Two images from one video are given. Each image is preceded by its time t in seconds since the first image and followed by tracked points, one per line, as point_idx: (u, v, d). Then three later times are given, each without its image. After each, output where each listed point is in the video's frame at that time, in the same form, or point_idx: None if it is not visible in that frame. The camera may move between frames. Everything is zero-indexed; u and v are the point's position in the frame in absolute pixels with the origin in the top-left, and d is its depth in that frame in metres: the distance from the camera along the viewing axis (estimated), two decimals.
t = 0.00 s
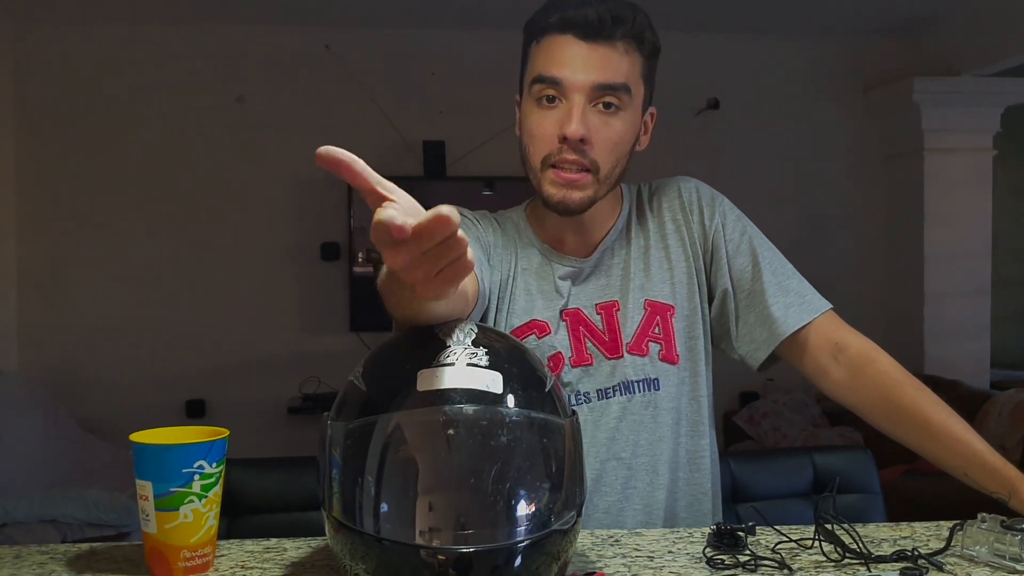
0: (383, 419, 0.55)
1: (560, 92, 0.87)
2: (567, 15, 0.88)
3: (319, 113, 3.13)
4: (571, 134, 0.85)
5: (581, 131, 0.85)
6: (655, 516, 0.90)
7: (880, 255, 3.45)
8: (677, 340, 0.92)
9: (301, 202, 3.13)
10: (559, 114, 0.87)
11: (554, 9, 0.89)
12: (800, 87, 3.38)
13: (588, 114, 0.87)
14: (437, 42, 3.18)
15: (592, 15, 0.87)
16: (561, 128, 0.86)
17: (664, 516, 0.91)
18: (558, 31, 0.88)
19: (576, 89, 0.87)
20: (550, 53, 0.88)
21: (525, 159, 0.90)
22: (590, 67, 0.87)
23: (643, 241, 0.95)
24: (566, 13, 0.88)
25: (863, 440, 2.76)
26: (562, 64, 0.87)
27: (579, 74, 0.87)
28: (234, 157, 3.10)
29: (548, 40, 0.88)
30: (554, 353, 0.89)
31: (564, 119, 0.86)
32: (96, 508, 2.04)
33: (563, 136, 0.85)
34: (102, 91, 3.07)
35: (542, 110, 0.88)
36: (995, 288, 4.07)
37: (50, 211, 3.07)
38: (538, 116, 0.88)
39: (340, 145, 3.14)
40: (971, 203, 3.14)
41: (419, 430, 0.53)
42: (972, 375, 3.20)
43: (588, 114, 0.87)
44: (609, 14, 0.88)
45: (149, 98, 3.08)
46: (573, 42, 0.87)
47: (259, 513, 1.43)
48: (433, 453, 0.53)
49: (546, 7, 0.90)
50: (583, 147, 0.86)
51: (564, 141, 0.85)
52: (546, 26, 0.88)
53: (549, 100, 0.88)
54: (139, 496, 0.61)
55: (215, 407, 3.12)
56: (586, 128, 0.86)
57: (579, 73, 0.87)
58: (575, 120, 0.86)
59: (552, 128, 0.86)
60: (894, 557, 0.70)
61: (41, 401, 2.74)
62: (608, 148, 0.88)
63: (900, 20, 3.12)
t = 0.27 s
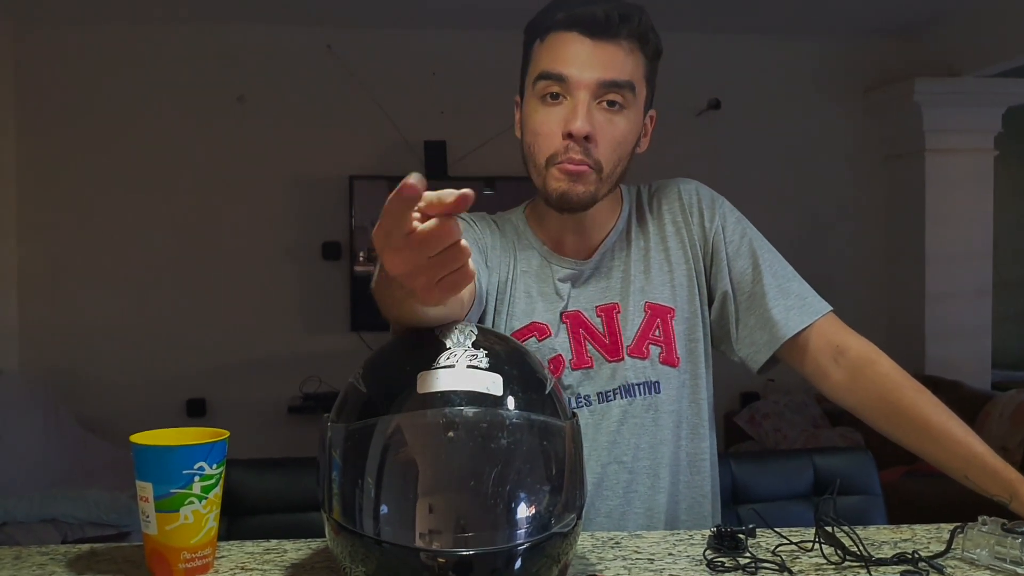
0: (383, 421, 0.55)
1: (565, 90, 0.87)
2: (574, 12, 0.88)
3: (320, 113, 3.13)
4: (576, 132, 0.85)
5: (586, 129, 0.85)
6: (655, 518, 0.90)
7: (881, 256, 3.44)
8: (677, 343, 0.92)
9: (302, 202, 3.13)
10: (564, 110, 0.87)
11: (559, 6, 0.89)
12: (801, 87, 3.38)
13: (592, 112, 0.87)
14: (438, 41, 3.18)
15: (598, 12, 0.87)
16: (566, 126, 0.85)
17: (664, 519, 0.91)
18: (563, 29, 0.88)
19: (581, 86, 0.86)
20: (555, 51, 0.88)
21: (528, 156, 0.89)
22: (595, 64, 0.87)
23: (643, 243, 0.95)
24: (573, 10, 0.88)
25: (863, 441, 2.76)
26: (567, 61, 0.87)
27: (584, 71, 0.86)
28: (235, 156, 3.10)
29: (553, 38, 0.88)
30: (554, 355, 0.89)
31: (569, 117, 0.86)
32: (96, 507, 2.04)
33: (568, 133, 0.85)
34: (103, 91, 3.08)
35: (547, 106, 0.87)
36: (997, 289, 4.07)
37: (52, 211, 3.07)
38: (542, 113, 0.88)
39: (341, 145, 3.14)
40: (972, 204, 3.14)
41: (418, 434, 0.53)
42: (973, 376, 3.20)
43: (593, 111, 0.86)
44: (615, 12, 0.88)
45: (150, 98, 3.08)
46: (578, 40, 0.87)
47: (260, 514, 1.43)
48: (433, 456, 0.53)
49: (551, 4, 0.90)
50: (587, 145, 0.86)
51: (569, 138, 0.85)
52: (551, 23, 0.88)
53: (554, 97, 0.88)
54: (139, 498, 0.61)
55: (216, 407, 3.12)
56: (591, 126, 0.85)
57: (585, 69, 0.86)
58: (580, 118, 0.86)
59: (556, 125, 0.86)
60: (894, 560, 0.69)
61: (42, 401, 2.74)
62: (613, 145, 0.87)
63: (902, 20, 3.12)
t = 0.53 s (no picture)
0: (381, 419, 0.55)
1: (570, 91, 0.87)
2: (584, 12, 0.88)
3: (321, 111, 3.13)
4: (580, 133, 0.84)
5: (590, 131, 0.85)
6: (652, 518, 0.90)
7: (882, 255, 3.44)
8: (675, 342, 0.92)
9: (303, 200, 3.13)
10: (568, 112, 0.86)
11: (568, 6, 0.89)
12: (802, 86, 3.37)
13: (597, 115, 0.87)
14: (439, 40, 3.18)
15: (608, 15, 0.87)
16: (570, 127, 0.85)
17: (661, 518, 0.91)
18: (571, 29, 0.88)
19: (587, 88, 0.87)
20: (562, 51, 0.88)
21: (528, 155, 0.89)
22: (602, 67, 0.87)
23: (642, 242, 0.95)
24: (583, 11, 0.88)
25: (863, 440, 2.76)
26: (573, 62, 0.87)
27: (591, 74, 0.87)
28: (236, 154, 3.10)
29: (561, 38, 0.88)
30: (551, 354, 0.89)
31: (574, 118, 0.86)
32: (96, 506, 2.04)
33: (572, 134, 0.85)
34: (104, 89, 3.07)
35: (551, 107, 0.87)
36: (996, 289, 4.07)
37: (52, 209, 3.07)
38: (546, 112, 0.87)
39: (341, 144, 3.14)
40: (972, 203, 3.14)
41: (416, 432, 0.53)
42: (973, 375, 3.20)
43: (597, 114, 0.86)
44: (625, 16, 0.88)
45: (150, 96, 3.08)
46: (586, 41, 0.87)
47: (258, 513, 1.43)
48: (430, 454, 0.53)
49: (559, 4, 0.90)
50: (590, 148, 0.85)
51: (572, 140, 0.85)
52: (559, 22, 0.88)
53: (559, 98, 0.87)
54: (138, 496, 0.61)
55: (216, 405, 3.13)
56: (595, 128, 0.85)
57: (592, 72, 0.87)
58: (584, 119, 0.85)
59: (560, 125, 0.86)
60: (893, 559, 0.69)
61: (42, 399, 2.74)
62: (615, 149, 0.88)
63: (903, 20, 3.12)
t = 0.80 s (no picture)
0: (382, 421, 0.55)
1: (576, 91, 0.87)
2: (590, 12, 0.88)
3: (322, 111, 3.13)
4: (588, 134, 0.84)
5: (598, 132, 0.85)
6: (652, 520, 0.90)
7: (883, 255, 3.43)
8: (676, 344, 0.92)
9: (304, 200, 3.13)
10: (574, 112, 0.86)
11: (572, 6, 0.89)
12: (803, 86, 3.37)
13: (604, 115, 0.86)
14: (440, 40, 3.18)
15: (615, 16, 0.87)
16: (577, 127, 0.85)
17: (661, 520, 0.91)
18: (576, 29, 0.87)
19: (594, 88, 0.86)
20: (567, 51, 0.87)
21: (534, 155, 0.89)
22: (608, 67, 0.86)
23: (642, 243, 0.94)
24: (589, 11, 0.88)
25: (864, 441, 2.75)
26: (579, 62, 0.87)
27: (597, 74, 0.86)
28: (237, 154, 3.10)
29: (565, 38, 0.88)
30: (551, 355, 0.89)
31: (581, 118, 0.86)
32: (96, 506, 2.04)
33: (579, 135, 0.85)
34: (104, 88, 3.07)
35: (557, 107, 0.87)
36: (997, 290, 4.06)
37: (52, 209, 3.07)
38: (552, 112, 0.87)
39: (342, 144, 3.14)
40: (973, 203, 3.14)
41: (416, 434, 0.53)
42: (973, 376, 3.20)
43: (604, 114, 0.86)
44: (631, 17, 0.88)
45: (151, 96, 3.08)
46: (591, 41, 0.87)
47: (259, 514, 1.43)
48: (431, 456, 0.52)
49: (563, 3, 0.90)
50: (597, 148, 0.85)
51: (580, 140, 0.85)
52: (565, 22, 0.88)
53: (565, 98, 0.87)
54: (138, 497, 0.61)
55: (216, 405, 3.12)
56: (602, 129, 0.85)
57: (598, 72, 0.86)
58: (592, 119, 0.85)
59: (567, 126, 0.86)
60: (895, 561, 0.69)
61: (42, 398, 2.74)
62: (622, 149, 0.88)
63: (903, 20, 3.12)
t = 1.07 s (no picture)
0: (385, 418, 0.55)
1: (583, 90, 0.87)
2: (597, 10, 0.87)
3: (322, 109, 3.13)
4: (596, 132, 0.85)
5: (605, 130, 0.85)
6: (654, 519, 0.90)
7: (883, 255, 3.43)
8: (678, 343, 0.92)
9: (304, 199, 3.13)
10: (582, 111, 0.86)
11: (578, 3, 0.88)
12: (804, 86, 3.37)
13: (611, 114, 0.87)
14: (441, 39, 3.18)
15: (622, 14, 0.87)
16: (584, 126, 0.85)
17: (663, 519, 0.91)
18: (582, 27, 0.87)
19: (600, 87, 0.86)
20: (573, 49, 0.87)
21: (540, 154, 0.89)
22: (615, 66, 0.86)
23: (645, 242, 0.94)
24: (596, 9, 0.87)
25: (864, 440, 2.75)
26: (585, 61, 0.87)
27: (604, 73, 0.86)
28: (237, 152, 3.10)
29: (571, 36, 0.87)
30: (554, 353, 0.89)
31: (588, 117, 0.86)
32: (96, 503, 2.04)
33: (587, 134, 0.85)
34: (105, 86, 3.07)
35: (564, 106, 0.87)
36: (998, 289, 4.06)
37: (53, 207, 3.07)
38: (559, 112, 0.88)
39: (343, 142, 3.14)
40: (974, 204, 3.14)
41: (421, 431, 0.53)
42: (973, 375, 3.20)
43: (611, 112, 0.86)
44: (637, 15, 0.87)
45: (152, 94, 3.08)
46: (598, 40, 0.87)
47: (261, 512, 1.44)
48: (435, 454, 0.52)
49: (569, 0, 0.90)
50: (605, 146, 0.86)
51: (588, 139, 0.85)
52: (571, 20, 0.88)
53: (571, 96, 0.88)
54: (141, 494, 0.61)
55: (216, 404, 3.13)
56: (610, 127, 0.85)
57: (606, 71, 0.86)
58: (599, 118, 0.85)
59: (574, 125, 0.86)
60: (896, 559, 0.69)
61: (43, 396, 2.74)
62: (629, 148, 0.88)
63: (905, 19, 3.11)
